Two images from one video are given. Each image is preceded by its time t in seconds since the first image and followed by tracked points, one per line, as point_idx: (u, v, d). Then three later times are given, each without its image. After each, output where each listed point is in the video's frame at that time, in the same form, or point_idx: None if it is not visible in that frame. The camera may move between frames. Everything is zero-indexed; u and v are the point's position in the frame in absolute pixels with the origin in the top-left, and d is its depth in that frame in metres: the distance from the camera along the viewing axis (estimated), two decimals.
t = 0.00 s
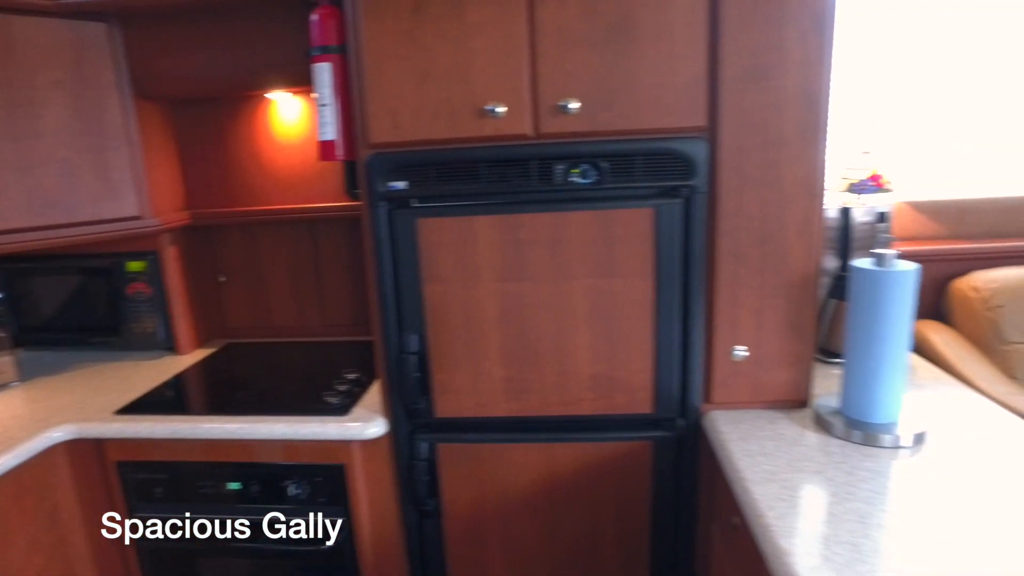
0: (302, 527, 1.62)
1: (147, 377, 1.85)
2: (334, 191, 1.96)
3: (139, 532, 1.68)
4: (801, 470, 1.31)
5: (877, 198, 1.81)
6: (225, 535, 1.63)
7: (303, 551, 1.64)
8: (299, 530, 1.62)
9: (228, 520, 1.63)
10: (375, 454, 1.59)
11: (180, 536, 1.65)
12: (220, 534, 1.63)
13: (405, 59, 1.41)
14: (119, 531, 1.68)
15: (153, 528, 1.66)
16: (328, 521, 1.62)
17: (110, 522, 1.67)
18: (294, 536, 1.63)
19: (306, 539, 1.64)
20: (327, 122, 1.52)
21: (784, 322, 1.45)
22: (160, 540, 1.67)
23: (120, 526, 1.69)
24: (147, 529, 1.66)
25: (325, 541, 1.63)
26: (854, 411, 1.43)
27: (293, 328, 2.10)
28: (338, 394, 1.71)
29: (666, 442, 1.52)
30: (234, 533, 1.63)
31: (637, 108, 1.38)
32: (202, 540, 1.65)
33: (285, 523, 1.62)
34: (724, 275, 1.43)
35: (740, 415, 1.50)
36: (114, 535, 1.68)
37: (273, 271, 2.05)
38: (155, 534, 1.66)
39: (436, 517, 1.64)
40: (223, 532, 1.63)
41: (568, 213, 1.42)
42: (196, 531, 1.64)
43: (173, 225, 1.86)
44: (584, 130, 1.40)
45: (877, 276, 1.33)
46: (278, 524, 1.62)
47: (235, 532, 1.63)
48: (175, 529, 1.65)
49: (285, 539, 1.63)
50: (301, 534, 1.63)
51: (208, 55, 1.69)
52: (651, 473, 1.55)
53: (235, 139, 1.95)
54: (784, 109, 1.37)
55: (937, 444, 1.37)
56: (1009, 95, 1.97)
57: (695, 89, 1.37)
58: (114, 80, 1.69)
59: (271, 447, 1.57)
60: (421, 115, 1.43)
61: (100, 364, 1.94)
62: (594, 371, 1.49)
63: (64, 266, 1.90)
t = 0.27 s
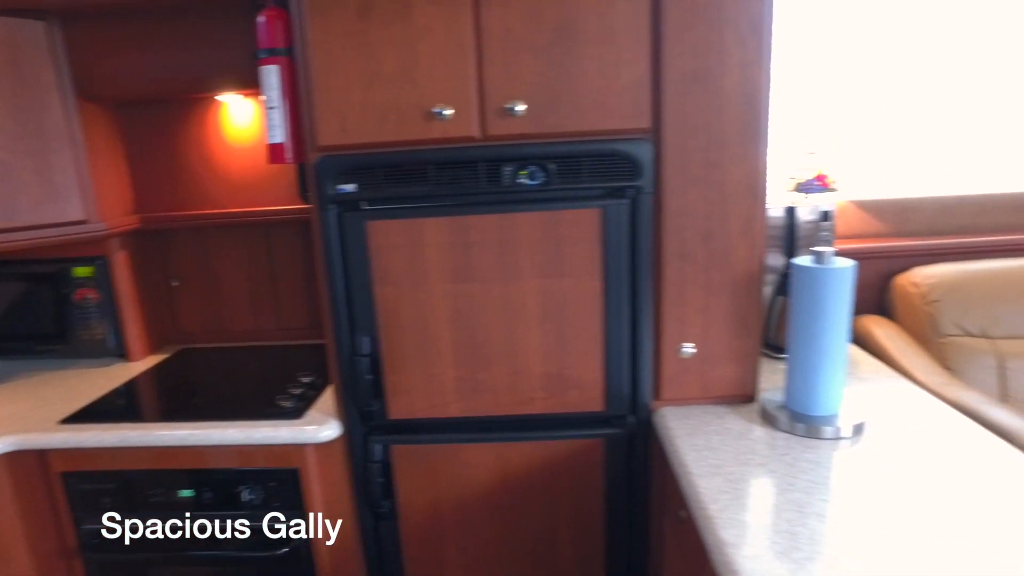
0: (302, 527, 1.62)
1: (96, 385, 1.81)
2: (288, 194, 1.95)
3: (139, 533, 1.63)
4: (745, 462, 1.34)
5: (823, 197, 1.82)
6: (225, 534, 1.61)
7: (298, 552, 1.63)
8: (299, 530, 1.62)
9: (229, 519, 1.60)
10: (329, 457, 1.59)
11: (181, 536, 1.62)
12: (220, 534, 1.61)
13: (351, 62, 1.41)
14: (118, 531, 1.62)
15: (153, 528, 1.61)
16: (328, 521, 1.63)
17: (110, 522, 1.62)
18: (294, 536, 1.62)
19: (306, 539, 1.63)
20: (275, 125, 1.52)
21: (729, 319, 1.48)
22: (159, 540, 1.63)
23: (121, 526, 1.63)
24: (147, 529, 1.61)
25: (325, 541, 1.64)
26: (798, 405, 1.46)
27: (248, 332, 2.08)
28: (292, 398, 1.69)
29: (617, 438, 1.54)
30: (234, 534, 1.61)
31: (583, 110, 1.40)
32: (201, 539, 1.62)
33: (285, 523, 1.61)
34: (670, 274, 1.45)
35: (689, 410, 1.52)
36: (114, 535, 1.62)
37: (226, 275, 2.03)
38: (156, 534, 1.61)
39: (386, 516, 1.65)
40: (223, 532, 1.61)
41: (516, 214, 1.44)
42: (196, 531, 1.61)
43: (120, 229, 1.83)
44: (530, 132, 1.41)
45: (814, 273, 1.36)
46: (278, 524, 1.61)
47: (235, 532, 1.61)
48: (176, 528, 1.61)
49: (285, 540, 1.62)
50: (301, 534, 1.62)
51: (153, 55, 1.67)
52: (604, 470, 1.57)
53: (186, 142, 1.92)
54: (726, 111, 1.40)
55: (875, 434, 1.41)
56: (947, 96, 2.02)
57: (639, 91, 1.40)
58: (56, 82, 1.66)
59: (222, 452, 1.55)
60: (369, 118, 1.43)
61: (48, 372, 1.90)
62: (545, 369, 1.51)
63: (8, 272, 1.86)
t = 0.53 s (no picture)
0: (302, 527, 1.64)
1: (36, 396, 1.77)
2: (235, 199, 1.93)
3: (139, 532, 1.58)
4: (685, 458, 1.37)
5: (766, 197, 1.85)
6: (224, 535, 1.59)
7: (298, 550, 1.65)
8: (299, 530, 1.64)
9: (229, 519, 1.58)
10: (277, 463, 1.58)
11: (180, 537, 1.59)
12: (219, 535, 1.59)
13: (290, 66, 1.40)
14: (118, 531, 1.57)
15: (153, 528, 1.58)
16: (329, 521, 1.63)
17: (110, 522, 1.57)
18: (293, 536, 1.64)
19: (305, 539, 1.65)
20: (217, 129, 1.50)
21: (671, 318, 1.52)
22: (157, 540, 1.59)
23: (120, 526, 1.58)
24: (147, 528, 1.57)
25: (325, 541, 1.65)
26: (738, 400, 1.49)
27: (196, 339, 2.05)
28: (239, 405, 1.68)
29: (564, 438, 1.56)
30: (234, 534, 1.60)
31: (524, 114, 1.41)
32: (201, 540, 1.59)
33: (285, 523, 1.63)
34: (612, 274, 1.48)
35: (634, 408, 1.56)
36: (114, 535, 1.57)
37: (173, 281, 1.99)
38: (155, 534, 1.58)
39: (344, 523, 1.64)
40: (222, 532, 1.59)
41: (459, 217, 1.45)
42: (196, 531, 1.58)
43: (58, 235, 1.78)
44: (472, 136, 1.43)
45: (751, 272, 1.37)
46: (277, 524, 1.62)
47: (235, 532, 1.60)
48: (175, 528, 1.58)
49: (284, 540, 1.63)
50: (300, 534, 1.64)
51: (94, 58, 1.67)
52: (552, 469, 1.59)
53: (128, 147, 1.89)
54: (663, 115, 1.43)
55: (811, 427, 1.46)
56: (874, 96, 2.05)
57: (579, 94, 1.42)
58: None
59: (166, 462, 1.52)
60: (310, 122, 1.42)
61: None
62: (491, 370, 1.53)
63: None
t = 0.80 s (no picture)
0: (302, 527, 1.62)
1: None
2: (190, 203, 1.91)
3: (139, 532, 1.53)
4: (641, 455, 1.39)
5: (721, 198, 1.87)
6: (224, 535, 1.58)
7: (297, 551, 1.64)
8: (299, 530, 1.62)
9: (228, 520, 1.59)
10: (233, 471, 1.56)
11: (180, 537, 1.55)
12: (219, 535, 1.58)
13: (241, 68, 1.39)
14: (118, 531, 1.52)
15: (153, 528, 1.52)
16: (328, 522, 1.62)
17: (109, 522, 1.52)
18: (294, 536, 1.62)
19: (305, 539, 1.63)
20: (167, 132, 1.47)
21: (626, 318, 1.54)
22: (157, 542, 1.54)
23: (120, 526, 1.53)
24: (147, 529, 1.52)
25: (325, 541, 1.63)
26: (693, 397, 1.50)
27: (152, 346, 2.01)
28: (195, 412, 1.65)
29: (523, 438, 1.57)
30: (233, 534, 1.60)
31: (477, 117, 1.42)
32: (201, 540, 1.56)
33: (285, 524, 1.62)
34: (567, 276, 1.50)
35: (591, 408, 1.57)
36: (113, 535, 1.52)
37: (127, 288, 1.96)
38: (155, 534, 1.53)
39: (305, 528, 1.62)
40: (222, 532, 1.58)
41: (415, 220, 1.45)
42: (196, 531, 1.55)
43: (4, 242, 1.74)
44: (427, 139, 1.43)
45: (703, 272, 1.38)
46: (277, 524, 1.62)
47: (235, 532, 1.60)
48: (176, 528, 1.54)
49: (285, 539, 1.63)
50: (300, 534, 1.62)
51: (40, 61, 1.64)
52: (512, 470, 1.60)
53: (77, 151, 1.85)
54: (614, 118, 1.45)
55: (765, 421, 1.48)
56: (825, 98, 2.09)
57: (531, 98, 1.43)
58: None
59: (119, 472, 1.49)
60: (262, 126, 1.41)
61: None
62: (450, 372, 1.53)
63: None
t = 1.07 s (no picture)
0: (302, 527, 1.60)
1: None
2: (145, 206, 1.87)
3: (139, 532, 1.51)
4: (603, 454, 1.39)
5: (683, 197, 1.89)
6: (225, 535, 1.58)
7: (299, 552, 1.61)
8: (299, 531, 1.60)
9: (228, 520, 1.57)
10: (192, 479, 1.52)
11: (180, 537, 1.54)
12: (219, 534, 1.58)
13: (193, 67, 1.36)
14: (119, 531, 1.50)
15: (154, 528, 1.51)
16: (329, 522, 1.60)
17: (110, 522, 1.49)
18: (294, 536, 1.60)
19: (306, 539, 1.60)
20: (117, 134, 1.44)
21: (587, 318, 1.55)
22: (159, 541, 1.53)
23: (121, 526, 1.50)
24: (148, 529, 1.50)
25: (325, 541, 1.61)
26: (654, 396, 1.51)
27: (106, 354, 1.96)
28: (151, 420, 1.62)
29: (486, 440, 1.57)
30: (233, 534, 1.58)
31: (436, 118, 1.42)
32: (201, 539, 1.56)
33: (285, 524, 1.59)
34: (528, 277, 1.50)
35: (554, 408, 1.58)
36: (114, 535, 1.49)
37: (78, 294, 1.90)
38: (156, 534, 1.51)
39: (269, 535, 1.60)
40: (223, 532, 1.58)
41: (374, 222, 1.44)
42: (196, 531, 1.55)
43: None
44: (385, 141, 1.42)
45: (661, 272, 1.39)
46: (277, 524, 1.59)
47: (235, 532, 1.58)
48: (176, 528, 1.53)
49: (285, 539, 1.60)
50: (301, 534, 1.60)
51: None
52: (476, 471, 1.60)
53: (25, 154, 1.80)
54: (573, 120, 1.46)
55: (725, 417, 1.49)
56: (780, 101, 2.13)
57: (490, 99, 1.42)
58: None
59: (71, 484, 1.45)
60: (217, 127, 1.38)
61: None
62: (412, 375, 1.52)
63: None
